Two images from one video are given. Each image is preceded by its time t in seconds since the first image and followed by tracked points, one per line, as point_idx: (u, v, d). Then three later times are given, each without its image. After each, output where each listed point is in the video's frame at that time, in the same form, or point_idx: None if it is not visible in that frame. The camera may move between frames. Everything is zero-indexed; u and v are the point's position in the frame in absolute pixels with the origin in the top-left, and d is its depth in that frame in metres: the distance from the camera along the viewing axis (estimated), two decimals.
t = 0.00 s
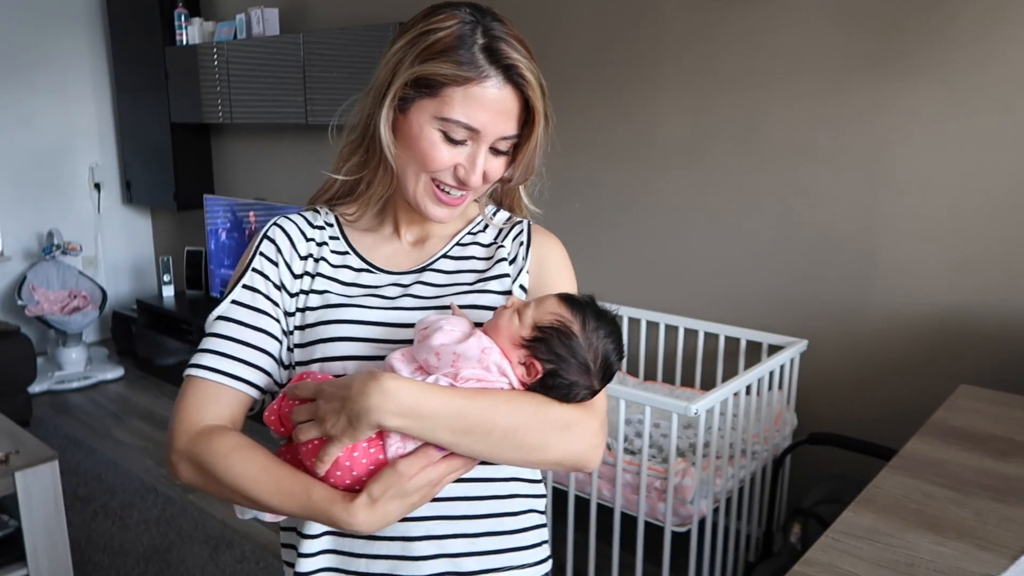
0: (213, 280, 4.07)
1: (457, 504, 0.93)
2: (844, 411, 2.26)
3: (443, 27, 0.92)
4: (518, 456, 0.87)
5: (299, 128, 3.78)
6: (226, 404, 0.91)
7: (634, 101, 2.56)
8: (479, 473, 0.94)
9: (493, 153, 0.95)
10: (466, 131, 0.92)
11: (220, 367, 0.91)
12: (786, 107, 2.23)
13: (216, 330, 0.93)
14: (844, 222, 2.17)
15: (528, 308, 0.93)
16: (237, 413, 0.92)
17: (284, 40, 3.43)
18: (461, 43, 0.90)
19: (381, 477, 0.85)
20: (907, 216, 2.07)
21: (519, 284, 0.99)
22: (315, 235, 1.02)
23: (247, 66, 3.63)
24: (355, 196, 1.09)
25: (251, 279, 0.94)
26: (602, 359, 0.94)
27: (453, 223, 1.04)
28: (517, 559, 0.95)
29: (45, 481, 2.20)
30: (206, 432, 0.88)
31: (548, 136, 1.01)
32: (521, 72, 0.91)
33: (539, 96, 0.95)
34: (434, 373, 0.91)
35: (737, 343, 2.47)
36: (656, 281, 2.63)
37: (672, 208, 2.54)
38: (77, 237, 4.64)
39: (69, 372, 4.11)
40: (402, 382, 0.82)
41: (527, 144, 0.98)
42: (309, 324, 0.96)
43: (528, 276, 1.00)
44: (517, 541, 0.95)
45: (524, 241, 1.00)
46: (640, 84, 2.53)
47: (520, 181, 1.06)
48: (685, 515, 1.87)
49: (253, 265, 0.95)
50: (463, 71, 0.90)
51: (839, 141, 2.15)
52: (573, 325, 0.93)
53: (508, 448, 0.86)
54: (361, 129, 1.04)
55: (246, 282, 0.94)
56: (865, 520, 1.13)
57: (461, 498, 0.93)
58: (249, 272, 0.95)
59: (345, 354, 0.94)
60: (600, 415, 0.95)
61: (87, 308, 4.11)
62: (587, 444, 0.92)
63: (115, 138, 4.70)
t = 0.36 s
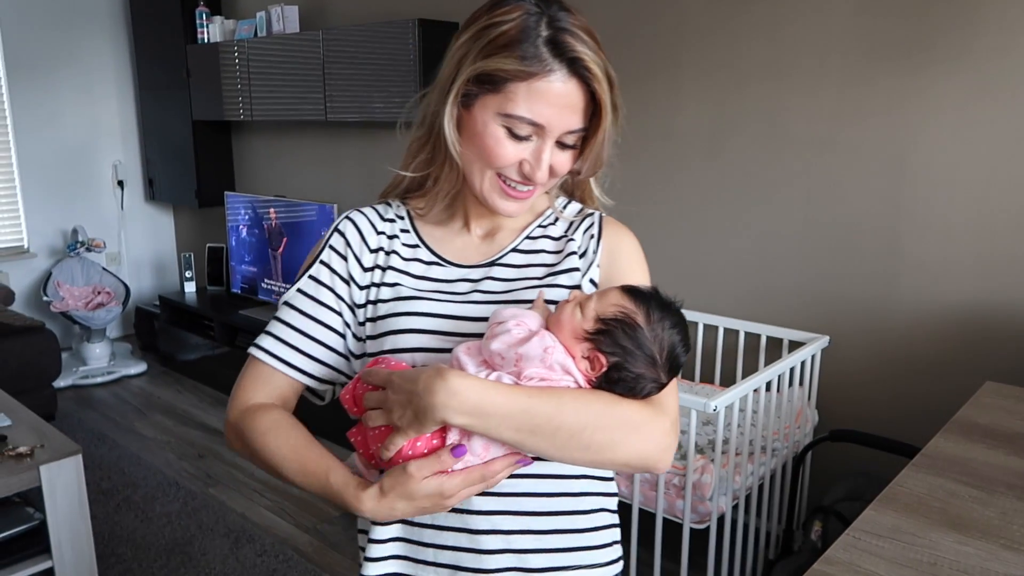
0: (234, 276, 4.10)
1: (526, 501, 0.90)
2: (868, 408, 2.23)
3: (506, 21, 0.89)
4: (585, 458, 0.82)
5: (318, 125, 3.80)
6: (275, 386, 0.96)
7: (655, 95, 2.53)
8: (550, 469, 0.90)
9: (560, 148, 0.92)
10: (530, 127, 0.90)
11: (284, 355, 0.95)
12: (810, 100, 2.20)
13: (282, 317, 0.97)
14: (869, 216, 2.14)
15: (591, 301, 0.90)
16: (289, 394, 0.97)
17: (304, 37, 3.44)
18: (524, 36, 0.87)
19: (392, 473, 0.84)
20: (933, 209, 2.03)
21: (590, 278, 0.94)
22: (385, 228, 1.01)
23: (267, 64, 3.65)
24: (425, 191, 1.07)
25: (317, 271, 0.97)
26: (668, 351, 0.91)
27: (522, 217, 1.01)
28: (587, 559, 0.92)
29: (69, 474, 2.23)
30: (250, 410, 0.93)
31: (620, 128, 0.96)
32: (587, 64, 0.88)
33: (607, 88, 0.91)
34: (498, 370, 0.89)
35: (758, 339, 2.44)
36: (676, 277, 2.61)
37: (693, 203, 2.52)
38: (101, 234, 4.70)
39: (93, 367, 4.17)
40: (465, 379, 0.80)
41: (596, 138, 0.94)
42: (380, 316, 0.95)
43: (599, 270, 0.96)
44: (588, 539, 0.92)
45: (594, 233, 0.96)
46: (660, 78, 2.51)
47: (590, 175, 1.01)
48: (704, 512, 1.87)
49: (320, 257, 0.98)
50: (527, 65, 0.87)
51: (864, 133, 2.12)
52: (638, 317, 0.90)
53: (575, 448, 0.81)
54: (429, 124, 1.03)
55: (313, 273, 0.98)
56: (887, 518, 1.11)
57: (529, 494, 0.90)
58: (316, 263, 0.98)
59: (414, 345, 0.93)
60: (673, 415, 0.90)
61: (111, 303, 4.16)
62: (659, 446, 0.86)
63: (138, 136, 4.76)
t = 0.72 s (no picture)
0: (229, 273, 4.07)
1: (558, 507, 0.88)
2: (864, 404, 2.23)
3: (545, 23, 0.88)
4: (596, 468, 0.80)
5: (314, 121, 3.79)
6: (304, 350, 1.03)
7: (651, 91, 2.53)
8: (586, 477, 0.89)
9: (600, 151, 0.90)
10: (568, 129, 0.88)
11: (323, 332, 1.01)
12: (807, 95, 2.20)
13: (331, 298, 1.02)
14: (865, 212, 2.14)
15: (622, 321, 0.85)
16: (319, 360, 1.03)
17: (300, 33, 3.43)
18: (561, 38, 0.86)
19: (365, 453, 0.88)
20: (928, 205, 2.03)
21: (633, 285, 0.90)
22: (437, 228, 1.02)
23: (262, 59, 3.64)
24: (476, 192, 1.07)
25: (365, 259, 1.02)
26: (697, 383, 0.84)
27: (572, 220, 0.98)
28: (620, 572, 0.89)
29: (64, 471, 2.23)
30: (278, 365, 1.02)
31: (668, 129, 0.92)
32: (626, 66, 0.85)
33: (651, 90, 0.88)
34: (520, 370, 0.88)
35: (753, 335, 2.45)
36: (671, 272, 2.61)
37: (688, 199, 2.51)
38: (97, 230, 4.69)
39: (88, 363, 4.17)
40: (483, 377, 0.80)
41: (641, 140, 0.91)
42: (428, 314, 0.96)
43: (646, 277, 0.92)
44: (623, 553, 0.89)
45: (642, 240, 0.92)
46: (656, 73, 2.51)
47: (641, 178, 0.97)
48: (698, 507, 1.89)
49: (371, 248, 1.02)
50: (562, 67, 0.85)
51: (859, 129, 2.12)
52: (667, 348, 0.84)
53: (588, 457, 0.80)
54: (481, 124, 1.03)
55: (362, 261, 1.02)
56: (878, 514, 1.12)
57: (562, 501, 0.88)
58: (366, 252, 1.02)
59: (457, 343, 0.93)
60: (700, 438, 0.85)
61: (107, 300, 4.15)
62: (682, 462, 0.82)
63: (133, 131, 4.74)
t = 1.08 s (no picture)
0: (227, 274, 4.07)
1: (544, 504, 0.88)
2: (862, 405, 2.23)
3: (532, 21, 0.88)
4: (582, 465, 0.80)
5: (312, 122, 3.78)
6: (306, 371, 0.98)
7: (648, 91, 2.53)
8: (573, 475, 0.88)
9: (587, 150, 0.90)
10: (555, 128, 0.88)
11: (322, 345, 0.98)
12: (804, 95, 2.20)
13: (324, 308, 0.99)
14: (863, 212, 2.14)
15: (604, 322, 0.85)
16: (321, 379, 0.99)
17: (297, 33, 3.43)
18: (548, 36, 0.85)
19: (404, 473, 0.84)
20: (925, 206, 2.03)
21: (621, 284, 0.90)
22: (428, 229, 1.01)
23: (260, 59, 3.63)
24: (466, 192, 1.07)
25: (360, 265, 0.99)
26: (682, 380, 0.84)
27: (561, 219, 0.98)
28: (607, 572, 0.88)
29: (60, 472, 2.22)
30: (280, 392, 0.96)
31: (657, 128, 0.92)
32: (613, 64, 0.85)
33: (639, 88, 0.88)
34: (507, 369, 0.88)
35: (750, 335, 2.45)
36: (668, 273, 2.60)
37: (686, 199, 2.51)
38: (93, 231, 4.69)
39: (85, 364, 4.16)
40: (466, 376, 0.79)
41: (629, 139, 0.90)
42: (417, 316, 0.95)
43: (633, 277, 0.91)
44: (609, 552, 0.88)
45: (631, 238, 0.91)
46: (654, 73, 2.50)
47: (630, 177, 0.97)
48: (695, 509, 1.87)
49: (364, 253, 1.00)
50: (549, 66, 0.85)
51: (855, 129, 2.12)
52: (648, 347, 0.84)
53: (572, 454, 0.79)
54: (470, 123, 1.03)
55: (356, 268, 1.00)
56: (873, 516, 1.11)
57: (548, 499, 0.88)
58: (359, 258, 1.00)
59: (445, 345, 0.93)
60: (686, 434, 0.84)
61: (103, 301, 4.14)
62: (669, 459, 0.82)
63: (130, 132, 4.74)
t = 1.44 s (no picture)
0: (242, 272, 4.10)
1: (512, 492, 0.90)
2: (879, 405, 2.21)
3: (500, 13, 0.89)
4: (566, 447, 0.83)
5: (326, 120, 3.79)
6: (291, 389, 0.92)
7: (662, 88, 2.51)
8: (536, 462, 0.91)
9: (550, 141, 0.92)
10: (520, 119, 0.89)
11: (296, 356, 0.92)
12: (820, 92, 2.18)
13: (287, 317, 0.94)
14: (879, 210, 2.12)
15: (574, 301, 0.89)
16: (304, 396, 0.94)
17: (311, 31, 3.43)
18: (517, 30, 0.87)
19: (433, 467, 0.83)
20: (943, 203, 2.01)
21: (580, 273, 0.94)
22: (380, 223, 1.00)
23: (274, 58, 3.64)
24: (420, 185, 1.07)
25: (319, 266, 0.95)
26: (651, 351, 0.89)
27: (516, 210, 1.00)
28: (572, 552, 0.92)
29: (78, 469, 2.24)
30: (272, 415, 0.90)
31: (613, 122, 0.96)
32: (579, 57, 0.87)
33: (600, 83, 0.91)
34: (483, 358, 0.89)
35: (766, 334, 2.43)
36: (683, 271, 2.59)
37: (701, 197, 2.50)
38: (110, 229, 4.72)
39: (103, 361, 4.19)
40: (448, 367, 0.81)
41: (587, 132, 0.94)
42: (373, 310, 0.95)
43: (590, 265, 0.96)
44: (571, 532, 0.92)
45: (587, 228, 0.96)
46: (668, 71, 2.49)
47: (583, 169, 1.01)
48: (712, 510, 1.83)
49: (320, 253, 0.96)
50: (518, 58, 0.86)
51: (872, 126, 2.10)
52: (620, 321, 0.88)
53: (556, 436, 0.82)
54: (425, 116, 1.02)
55: (313, 270, 0.95)
56: (894, 517, 1.10)
57: (518, 487, 0.90)
58: (316, 260, 0.95)
59: (404, 339, 0.93)
60: (655, 406, 0.90)
61: (120, 298, 4.17)
62: (642, 435, 0.87)
63: (146, 131, 4.77)
